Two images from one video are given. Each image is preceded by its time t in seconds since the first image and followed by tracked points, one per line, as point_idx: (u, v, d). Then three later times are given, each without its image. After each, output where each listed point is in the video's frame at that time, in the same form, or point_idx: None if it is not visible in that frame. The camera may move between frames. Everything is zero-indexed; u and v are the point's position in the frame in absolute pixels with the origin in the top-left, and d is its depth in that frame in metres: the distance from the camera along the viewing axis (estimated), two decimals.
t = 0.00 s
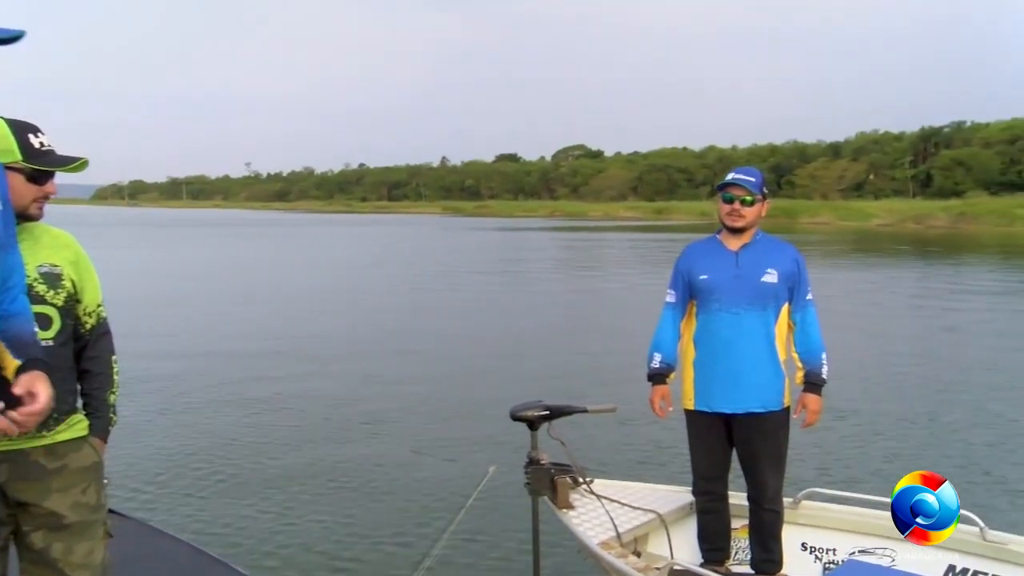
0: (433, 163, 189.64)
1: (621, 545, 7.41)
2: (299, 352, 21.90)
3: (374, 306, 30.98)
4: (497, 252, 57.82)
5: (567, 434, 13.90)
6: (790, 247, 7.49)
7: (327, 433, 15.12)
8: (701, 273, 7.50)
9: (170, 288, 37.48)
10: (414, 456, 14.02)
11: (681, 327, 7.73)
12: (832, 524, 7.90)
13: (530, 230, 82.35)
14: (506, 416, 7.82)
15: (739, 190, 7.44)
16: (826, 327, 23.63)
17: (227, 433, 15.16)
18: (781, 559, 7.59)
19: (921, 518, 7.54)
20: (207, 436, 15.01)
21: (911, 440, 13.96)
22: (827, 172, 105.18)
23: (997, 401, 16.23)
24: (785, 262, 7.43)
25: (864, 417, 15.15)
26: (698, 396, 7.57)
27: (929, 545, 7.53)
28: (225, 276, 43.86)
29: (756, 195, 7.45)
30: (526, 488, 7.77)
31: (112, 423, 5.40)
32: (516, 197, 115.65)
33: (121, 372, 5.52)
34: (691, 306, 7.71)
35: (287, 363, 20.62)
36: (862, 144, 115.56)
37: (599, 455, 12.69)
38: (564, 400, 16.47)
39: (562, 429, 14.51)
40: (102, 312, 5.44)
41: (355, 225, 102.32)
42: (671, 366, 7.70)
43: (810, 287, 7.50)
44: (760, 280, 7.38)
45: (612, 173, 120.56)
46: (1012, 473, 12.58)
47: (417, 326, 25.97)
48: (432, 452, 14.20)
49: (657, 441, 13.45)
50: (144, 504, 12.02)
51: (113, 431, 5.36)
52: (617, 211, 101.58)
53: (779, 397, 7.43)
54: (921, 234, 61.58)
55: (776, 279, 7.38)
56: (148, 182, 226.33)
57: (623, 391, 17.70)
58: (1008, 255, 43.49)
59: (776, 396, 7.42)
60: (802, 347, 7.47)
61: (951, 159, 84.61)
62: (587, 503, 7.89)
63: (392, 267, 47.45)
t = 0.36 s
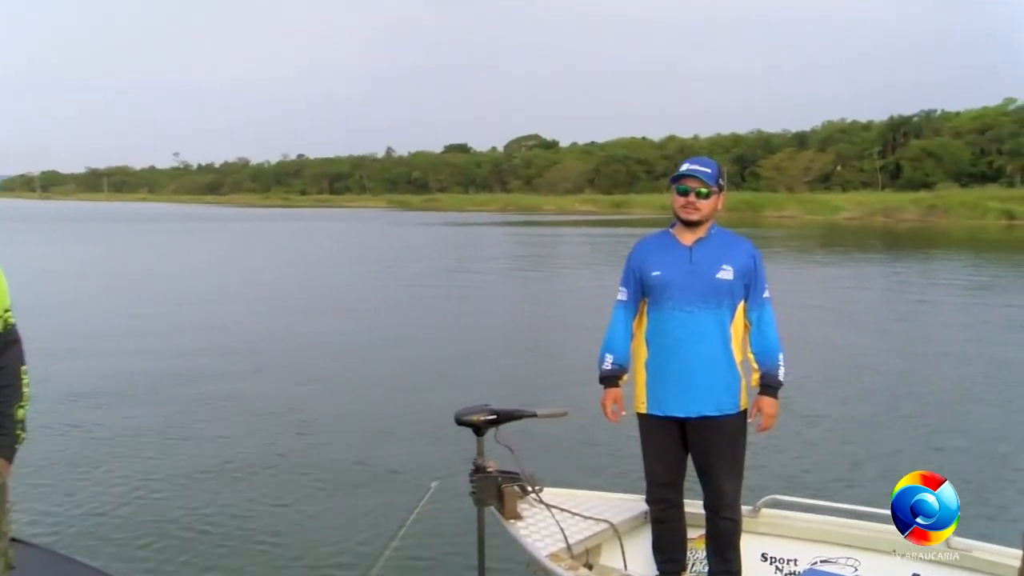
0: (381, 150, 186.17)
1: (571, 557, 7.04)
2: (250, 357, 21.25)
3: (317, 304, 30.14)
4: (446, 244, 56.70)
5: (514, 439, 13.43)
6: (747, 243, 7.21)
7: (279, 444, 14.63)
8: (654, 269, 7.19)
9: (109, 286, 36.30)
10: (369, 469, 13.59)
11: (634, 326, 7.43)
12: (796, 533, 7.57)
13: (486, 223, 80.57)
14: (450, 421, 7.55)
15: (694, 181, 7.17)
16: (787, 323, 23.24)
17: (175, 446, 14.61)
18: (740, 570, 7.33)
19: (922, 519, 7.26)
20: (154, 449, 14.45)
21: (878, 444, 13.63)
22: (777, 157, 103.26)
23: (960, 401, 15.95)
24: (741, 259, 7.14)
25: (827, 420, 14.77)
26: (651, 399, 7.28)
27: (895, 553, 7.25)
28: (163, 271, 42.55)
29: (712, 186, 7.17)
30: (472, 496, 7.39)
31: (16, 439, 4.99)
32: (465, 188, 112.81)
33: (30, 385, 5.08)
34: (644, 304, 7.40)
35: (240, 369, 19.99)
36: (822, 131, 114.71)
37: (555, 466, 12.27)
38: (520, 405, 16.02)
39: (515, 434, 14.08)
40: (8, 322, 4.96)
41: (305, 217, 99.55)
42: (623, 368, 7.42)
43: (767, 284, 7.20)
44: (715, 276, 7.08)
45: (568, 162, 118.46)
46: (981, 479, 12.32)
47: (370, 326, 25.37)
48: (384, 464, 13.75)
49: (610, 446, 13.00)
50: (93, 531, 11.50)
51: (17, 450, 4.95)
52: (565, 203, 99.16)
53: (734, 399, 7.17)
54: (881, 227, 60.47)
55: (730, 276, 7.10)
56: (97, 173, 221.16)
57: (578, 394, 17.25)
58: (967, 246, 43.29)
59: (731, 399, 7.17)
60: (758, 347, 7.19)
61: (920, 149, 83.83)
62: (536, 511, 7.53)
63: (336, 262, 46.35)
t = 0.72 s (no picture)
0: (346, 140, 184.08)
1: None
2: (203, 348, 20.52)
3: (271, 293, 29.34)
4: (406, 237, 55.76)
5: (469, 447, 12.95)
6: (712, 242, 6.89)
7: (231, 448, 14.13)
8: (614, 269, 6.82)
9: (57, 275, 35.15)
10: (325, 476, 13.09)
11: (592, 330, 7.07)
12: (763, 549, 7.18)
13: (454, 217, 79.26)
14: (398, 430, 7.15)
15: (655, 176, 6.78)
16: (754, 323, 22.83)
17: (123, 449, 13.98)
18: None
19: (922, 519, 6.71)
20: (100, 453, 13.86)
21: (849, 452, 13.24)
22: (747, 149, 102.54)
23: (930, 406, 15.61)
24: (705, 259, 6.82)
25: (795, 427, 14.34)
26: (611, 408, 6.90)
27: (867, 570, 6.90)
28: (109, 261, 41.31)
29: (674, 181, 6.80)
30: (419, 511, 6.91)
31: None
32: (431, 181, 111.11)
33: None
34: (604, 306, 7.03)
35: (194, 361, 19.28)
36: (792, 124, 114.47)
37: (515, 475, 11.79)
38: (479, 408, 15.53)
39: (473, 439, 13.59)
40: None
41: (268, 211, 97.45)
42: (581, 374, 7.05)
43: (733, 286, 6.88)
44: (678, 278, 6.73)
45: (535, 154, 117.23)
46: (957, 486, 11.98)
47: (329, 314, 24.72)
48: (340, 471, 13.25)
49: (569, 453, 12.51)
50: (39, 544, 11.04)
51: None
52: (531, 198, 97.88)
53: (699, 408, 6.82)
54: (852, 225, 59.98)
55: (695, 277, 6.75)
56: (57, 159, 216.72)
57: (538, 392, 16.74)
58: (934, 246, 43.21)
59: (696, 408, 6.82)
60: (723, 353, 6.88)
61: (900, 144, 83.56)
62: (490, 528, 7.14)
63: (291, 254, 45.38)
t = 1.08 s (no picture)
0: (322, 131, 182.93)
1: None
2: (169, 345, 19.85)
3: (239, 288, 28.55)
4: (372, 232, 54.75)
5: (438, 452, 12.42)
6: (686, 240, 6.44)
7: (188, 443, 13.65)
8: (580, 268, 6.39)
9: (18, 268, 34.16)
10: (289, 473, 12.52)
11: (559, 334, 6.62)
12: (736, 568, 6.73)
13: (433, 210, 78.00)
14: (348, 443, 6.96)
15: (623, 170, 6.37)
16: (733, 326, 22.31)
17: (76, 448, 13.41)
18: None
19: None
20: (49, 449, 13.35)
21: (834, 461, 12.78)
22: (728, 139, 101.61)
23: (914, 413, 15.17)
24: (678, 258, 6.37)
25: (776, 436, 13.85)
26: (579, 415, 6.45)
27: None
28: (70, 255, 40.31)
29: (644, 175, 6.38)
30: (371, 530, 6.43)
31: None
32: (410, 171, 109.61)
33: None
34: (570, 306, 6.60)
35: (160, 358, 18.63)
36: (773, 113, 113.67)
37: (485, 481, 11.26)
38: (450, 411, 14.99)
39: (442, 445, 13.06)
40: None
41: (242, 203, 95.67)
42: (547, 380, 6.59)
43: (709, 286, 6.43)
44: (649, 278, 6.28)
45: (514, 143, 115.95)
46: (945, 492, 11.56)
47: (298, 311, 24.06)
48: (304, 468, 12.70)
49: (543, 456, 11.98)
50: None
51: None
52: (497, 193, 95.94)
53: (671, 414, 6.37)
54: (834, 221, 59.48)
55: (667, 277, 6.31)
56: (25, 147, 213.65)
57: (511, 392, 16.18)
58: (914, 244, 42.80)
59: (667, 415, 6.37)
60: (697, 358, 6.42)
61: (887, 136, 82.94)
62: (451, 550, 6.70)
63: (256, 246, 44.37)
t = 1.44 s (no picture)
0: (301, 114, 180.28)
1: None
2: (140, 344, 19.23)
3: (212, 281, 27.87)
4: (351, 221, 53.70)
5: (416, 458, 11.88)
6: (667, 235, 5.94)
7: (143, 450, 13.15)
8: (552, 264, 5.91)
9: None
10: (259, 485, 11.97)
11: (530, 334, 6.12)
12: None
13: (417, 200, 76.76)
14: (303, 456, 6.71)
15: (596, 159, 5.90)
16: (720, 319, 21.78)
17: (27, 457, 12.89)
18: None
19: None
20: None
21: (829, 469, 12.30)
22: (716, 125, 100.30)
23: (910, 415, 14.68)
24: (659, 253, 5.87)
25: (767, 441, 13.35)
26: (551, 421, 5.93)
27: None
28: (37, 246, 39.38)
29: (620, 165, 5.92)
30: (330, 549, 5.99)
31: None
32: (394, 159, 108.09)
33: None
34: (543, 306, 6.11)
35: (131, 358, 18.01)
36: (762, 98, 112.44)
37: (462, 488, 10.72)
38: (429, 414, 14.43)
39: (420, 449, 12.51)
40: None
41: (221, 193, 94.00)
42: (516, 384, 6.05)
43: (691, 282, 5.94)
44: (626, 274, 5.80)
45: (498, 126, 114.45)
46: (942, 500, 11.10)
47: (275, 307, 23.40)
48: (273, 479, 12.14)
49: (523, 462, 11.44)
50: None
51: None
52: (467, 179, 93.80)
53: (650, 420, 5.89)
54: (828, 211, 58.36)
55: (645, 273, 5.82)
56: None
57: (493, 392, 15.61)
58: (907, 233, 42.15)
59: (647, 421, 5.88)
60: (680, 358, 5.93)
61: (883, 123, 81.88)
62: (413, 566, 6.26)
63: (232, 237, 43.42)
